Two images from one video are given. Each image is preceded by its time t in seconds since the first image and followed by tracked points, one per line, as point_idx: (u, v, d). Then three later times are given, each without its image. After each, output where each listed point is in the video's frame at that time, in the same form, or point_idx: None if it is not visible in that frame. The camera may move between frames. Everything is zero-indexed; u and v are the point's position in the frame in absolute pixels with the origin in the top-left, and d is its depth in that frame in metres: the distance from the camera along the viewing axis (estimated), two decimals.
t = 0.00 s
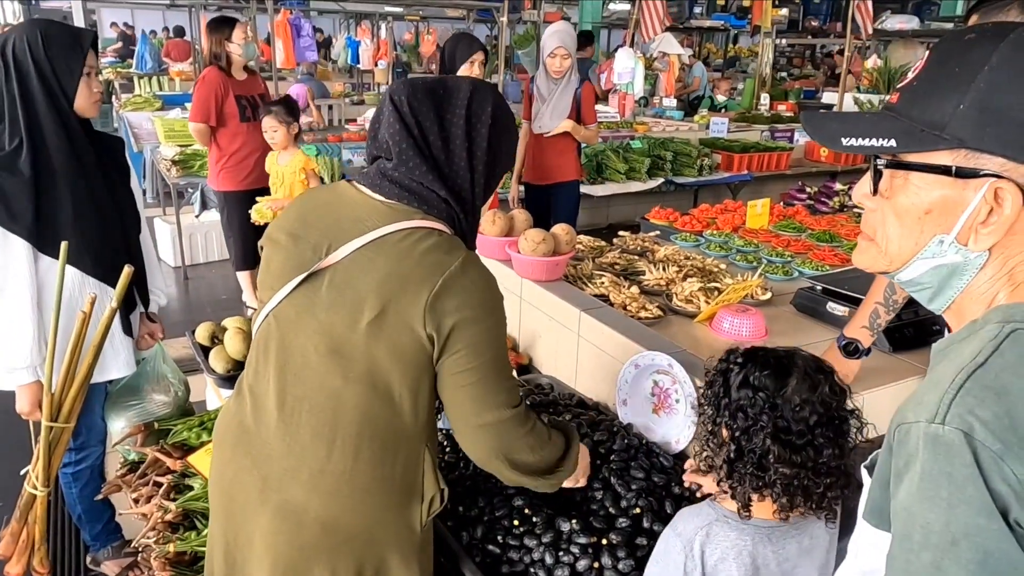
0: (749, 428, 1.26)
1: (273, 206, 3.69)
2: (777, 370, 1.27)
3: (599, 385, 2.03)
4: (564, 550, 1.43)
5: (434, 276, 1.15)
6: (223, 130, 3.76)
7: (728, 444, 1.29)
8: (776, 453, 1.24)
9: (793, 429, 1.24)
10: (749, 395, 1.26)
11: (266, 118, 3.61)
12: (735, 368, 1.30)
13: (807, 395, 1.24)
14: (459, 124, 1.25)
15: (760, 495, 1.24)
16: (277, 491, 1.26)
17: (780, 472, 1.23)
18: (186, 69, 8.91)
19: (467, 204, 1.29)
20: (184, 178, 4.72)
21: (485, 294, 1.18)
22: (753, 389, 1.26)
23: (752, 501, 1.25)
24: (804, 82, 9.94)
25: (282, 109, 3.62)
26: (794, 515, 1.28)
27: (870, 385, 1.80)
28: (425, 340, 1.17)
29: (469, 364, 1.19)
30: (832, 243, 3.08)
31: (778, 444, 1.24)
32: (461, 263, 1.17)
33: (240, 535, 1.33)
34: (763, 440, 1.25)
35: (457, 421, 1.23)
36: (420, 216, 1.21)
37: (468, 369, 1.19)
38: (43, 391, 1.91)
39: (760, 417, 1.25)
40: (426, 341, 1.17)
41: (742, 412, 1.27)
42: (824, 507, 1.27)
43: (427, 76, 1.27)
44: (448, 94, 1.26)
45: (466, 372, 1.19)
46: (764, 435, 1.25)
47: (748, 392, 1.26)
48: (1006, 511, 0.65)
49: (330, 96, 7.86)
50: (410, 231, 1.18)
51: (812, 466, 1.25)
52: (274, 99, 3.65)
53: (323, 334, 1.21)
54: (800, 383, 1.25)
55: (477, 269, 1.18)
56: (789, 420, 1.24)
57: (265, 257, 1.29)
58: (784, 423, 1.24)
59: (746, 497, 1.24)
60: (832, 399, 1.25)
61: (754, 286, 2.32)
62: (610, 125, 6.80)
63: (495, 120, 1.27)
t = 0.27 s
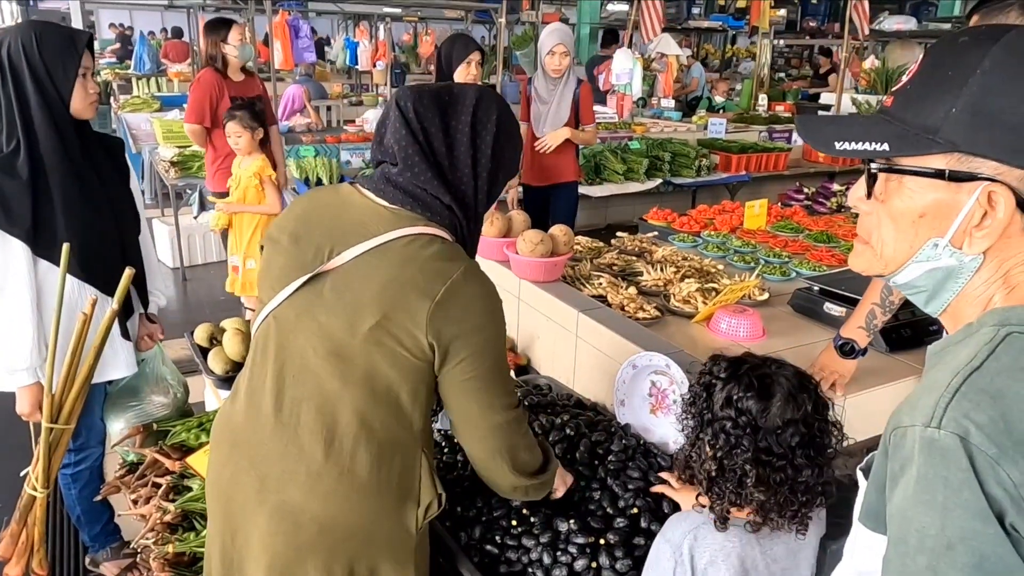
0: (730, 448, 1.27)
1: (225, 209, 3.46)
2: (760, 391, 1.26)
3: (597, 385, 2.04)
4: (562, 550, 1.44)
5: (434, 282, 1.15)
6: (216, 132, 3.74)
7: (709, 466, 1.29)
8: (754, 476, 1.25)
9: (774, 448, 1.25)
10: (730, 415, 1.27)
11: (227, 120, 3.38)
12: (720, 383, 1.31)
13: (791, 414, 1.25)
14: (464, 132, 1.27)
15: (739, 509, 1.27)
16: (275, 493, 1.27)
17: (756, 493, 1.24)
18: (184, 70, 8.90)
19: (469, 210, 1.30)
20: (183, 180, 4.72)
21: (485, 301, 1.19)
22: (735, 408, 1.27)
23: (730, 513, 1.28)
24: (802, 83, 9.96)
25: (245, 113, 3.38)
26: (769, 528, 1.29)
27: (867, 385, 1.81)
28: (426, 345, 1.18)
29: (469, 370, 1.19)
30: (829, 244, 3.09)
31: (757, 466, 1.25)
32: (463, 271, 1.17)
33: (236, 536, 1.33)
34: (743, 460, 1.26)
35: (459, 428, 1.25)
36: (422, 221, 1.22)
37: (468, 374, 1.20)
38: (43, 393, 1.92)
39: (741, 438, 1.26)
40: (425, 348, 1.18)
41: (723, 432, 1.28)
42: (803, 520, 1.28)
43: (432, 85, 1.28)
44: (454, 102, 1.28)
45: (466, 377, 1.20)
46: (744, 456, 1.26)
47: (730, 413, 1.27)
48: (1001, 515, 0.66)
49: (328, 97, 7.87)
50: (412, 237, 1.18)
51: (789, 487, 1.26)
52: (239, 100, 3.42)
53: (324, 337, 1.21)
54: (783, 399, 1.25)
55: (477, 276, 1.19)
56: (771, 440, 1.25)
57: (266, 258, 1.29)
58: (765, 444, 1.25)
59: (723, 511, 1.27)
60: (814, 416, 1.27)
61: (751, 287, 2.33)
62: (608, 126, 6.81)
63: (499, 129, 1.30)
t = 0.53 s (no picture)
0: (751, 465, 1.27)
1: (197, 212, 3.48)
2: (770, 410, 1.26)
3: (595, 387, 2.04)
4: (561, 550, 1.45)
5: (435, 285, 1.16)
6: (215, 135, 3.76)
7: (728, 488, 1.29)
8: (778, 493, 1.26)
9: (794, 460, 1.27)
10: (743, 434, 1.27)
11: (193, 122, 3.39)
12: (725, 401, 1.30)
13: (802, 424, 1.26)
14: (467, 135, 1.28)
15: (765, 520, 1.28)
16: (276, 494, 1.27)
17: (782, 507, 1.27)
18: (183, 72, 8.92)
19: (470, 212, 1.31)
20: (183, 182, 4.73)
21: (486, 302, 1.19)
22: (748, 429, 1.27)
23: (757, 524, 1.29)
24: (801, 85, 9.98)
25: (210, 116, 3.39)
26: (790, 530, 1.33)
27: (864, 386, 1.81)
28: (426, 347, 1.18)
29: (469, 372, 1.20)
30: (827, 245, 3.10)
31: (780, 485, 1.27)
32: (463, 273, 1.18)
33: (237, 536, 1.34)
34: (765, 479, 1.27)
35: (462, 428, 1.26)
36: (422, 224, 1.22)
37: (469, 376, 1.21)
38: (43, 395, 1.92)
39: (761, 456, 1.27)
40: (426, 349, 1.18)
41: (739, 453, 1.28)
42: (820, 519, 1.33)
43: (435, 89, 1.29)
44: (456, 106, 1.29)
45: (467, 379, 1.21)
46: (768, 473, 1.26)
47: (744, 434, 1.27)
48: (995, 518, 0.67)
49: (328, 99, 7.89)
50: (413, 240, 1.19)
51: (808, 495, 1.28)
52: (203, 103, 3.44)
53: (324, 339, 1.22)
54: (794, 412, 1.25)
55: (478, 278, 1.20)
56: (790, 454, 1.27)
57: (266, 259, 1.30)
58: (786, 457, 1.26)
59: (753, 525, 1.28)
60: (819, 418, 1.28)
61: (749, 288, 2.33)
62: (607, 128, 6.82)
63: (500, 133, 1.31)
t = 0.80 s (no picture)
0: (752, 478, 1.28)
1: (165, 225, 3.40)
2: (768, 422, 1.27)
3: (595, 390, 2.05)
4: (559, 553, 1.45)
5: (434, 288, 1.16)
6: (210, 139, 3.77)
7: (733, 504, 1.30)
8: (783, 504, 1.27)
9: (794, 471, 1.28)
10: (741, 448, 1.28)
11: (154, 132, 3.26)
12: (722, 415, 1.31)
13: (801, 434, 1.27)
14: (465, 140, 1.29)
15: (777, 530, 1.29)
16: (276, 497, 1.27)
17: (790, 516, 1.28)
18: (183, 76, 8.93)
19: (468, 215, 1.32)
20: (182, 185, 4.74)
21: (485, 305, 1.20)
22: (745, 442, 1.28)
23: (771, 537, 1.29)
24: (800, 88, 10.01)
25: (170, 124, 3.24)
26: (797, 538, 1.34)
27: (863, 388, 1.82)
28: (426, 350, 1.19)
29: (470, 374, 1.20)
30: (826, 248, 3.10)
31: (782, 496, 1.27)
32: (463, 276, 1.18)
33: (237, 539, 1.34)
34: (769, 492, 1.27)
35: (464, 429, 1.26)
36: (421, 228, 1.23)
37: (469, 378, 1.21)
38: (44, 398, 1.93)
39: (761, 468, 1.27)
40: (426, 352, 1.19)
41: (739, 465, 1.29)
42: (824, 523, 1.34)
43: (433, 93, 1.30)
44: (454, 110, 1.30)
45: (467, 381, 1.21)
46: (770, 484, 1.27)
47: (743, 447, 1.28)
48: (986, 522, 0.67)
49: (327, 102, 7.90)
50: (412, 243, 1.19)
51: (811, 504, 1.30)
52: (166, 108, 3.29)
53: (323, 342, 1.22)
54: (791, 423, 1.26)
55: (477, 282, 1.20)
56: (789, 465, 1.27)
57: (265, 263, 1.30)
58: (787, 468, 1.27)
59: (766, 537, 1.29)
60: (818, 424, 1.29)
61: (748, 291, 2.34)
62: (606, 131, 6.83)
63: (499, 138, 1.32)
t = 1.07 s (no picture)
0: (751, 472, 1.28)
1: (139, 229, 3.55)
2: (772, 414, 1.27)
3: (593, 393, 2.05)
4: (558, 557, 1.45)
5: (433, 292, 1.17)
6: (200, 145, 3.76)
7: (733, 495, 1.30)
8: (777, 498, 1.26)
9: (797, 461, 1.27)
10: (747, 442, 1.28)
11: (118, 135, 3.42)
12: (728, 411, 1.31)
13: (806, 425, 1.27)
14: (463, 145, 1.29)
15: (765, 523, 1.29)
16: (277, 500, 1.28)
17: (782, 511, 1.27)
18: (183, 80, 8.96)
19: (467, 220, 1.32)
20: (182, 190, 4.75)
21: (484, 307, 1.20)
22: (751, 436, 1.28)
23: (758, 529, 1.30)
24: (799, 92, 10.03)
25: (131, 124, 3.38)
26: (800, 534, 1.32)
27: (861, 392, 1.82)
28: (426, 353, 1.19)
29: (470, 377, 1.20)
30: (824, 252, 3.11)
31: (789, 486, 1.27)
32: (461, 279, 1.19)
33: (238, 544, 1.34)
34: (764, 486, 1.27)
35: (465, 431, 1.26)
36: (420, 232, 1.23)
37: (468, 381, 1.21)
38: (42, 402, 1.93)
39: (761, 462, 1.27)
40: (425, 356, 1.19)
41: (744, 457, 1.29)
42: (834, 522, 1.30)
43: (431, 99, 1.31)
44: (452, 115, 1.31)
45: (467, 383, 1.21)
46: (766, 478, 1.27)
47: (749, 441, 1.28)
48: (974, 525, 0.67)
49: (327, 107, 7.92)
50: (411, 247, 1.20)
51: (815, 497, 1.27)
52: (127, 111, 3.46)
53: (323, 346, 1.23)
54: (796, 413, 1.27)
55: (476, 285, 1.21)
56: (794, 456, 1.27)
57: (264, 269, 1.31)
58: (787, 461, 1.27)
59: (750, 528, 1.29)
60: (824, 423, 1.29)
61: (747, 295, 2.34)
62: (606, 135, 6.85)
63: (498, 142, 1.32)
